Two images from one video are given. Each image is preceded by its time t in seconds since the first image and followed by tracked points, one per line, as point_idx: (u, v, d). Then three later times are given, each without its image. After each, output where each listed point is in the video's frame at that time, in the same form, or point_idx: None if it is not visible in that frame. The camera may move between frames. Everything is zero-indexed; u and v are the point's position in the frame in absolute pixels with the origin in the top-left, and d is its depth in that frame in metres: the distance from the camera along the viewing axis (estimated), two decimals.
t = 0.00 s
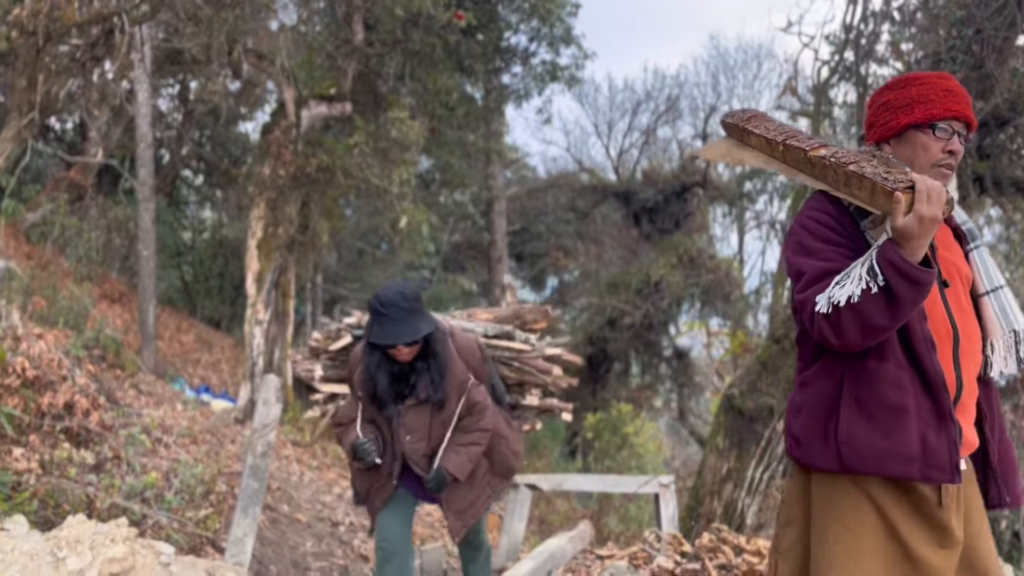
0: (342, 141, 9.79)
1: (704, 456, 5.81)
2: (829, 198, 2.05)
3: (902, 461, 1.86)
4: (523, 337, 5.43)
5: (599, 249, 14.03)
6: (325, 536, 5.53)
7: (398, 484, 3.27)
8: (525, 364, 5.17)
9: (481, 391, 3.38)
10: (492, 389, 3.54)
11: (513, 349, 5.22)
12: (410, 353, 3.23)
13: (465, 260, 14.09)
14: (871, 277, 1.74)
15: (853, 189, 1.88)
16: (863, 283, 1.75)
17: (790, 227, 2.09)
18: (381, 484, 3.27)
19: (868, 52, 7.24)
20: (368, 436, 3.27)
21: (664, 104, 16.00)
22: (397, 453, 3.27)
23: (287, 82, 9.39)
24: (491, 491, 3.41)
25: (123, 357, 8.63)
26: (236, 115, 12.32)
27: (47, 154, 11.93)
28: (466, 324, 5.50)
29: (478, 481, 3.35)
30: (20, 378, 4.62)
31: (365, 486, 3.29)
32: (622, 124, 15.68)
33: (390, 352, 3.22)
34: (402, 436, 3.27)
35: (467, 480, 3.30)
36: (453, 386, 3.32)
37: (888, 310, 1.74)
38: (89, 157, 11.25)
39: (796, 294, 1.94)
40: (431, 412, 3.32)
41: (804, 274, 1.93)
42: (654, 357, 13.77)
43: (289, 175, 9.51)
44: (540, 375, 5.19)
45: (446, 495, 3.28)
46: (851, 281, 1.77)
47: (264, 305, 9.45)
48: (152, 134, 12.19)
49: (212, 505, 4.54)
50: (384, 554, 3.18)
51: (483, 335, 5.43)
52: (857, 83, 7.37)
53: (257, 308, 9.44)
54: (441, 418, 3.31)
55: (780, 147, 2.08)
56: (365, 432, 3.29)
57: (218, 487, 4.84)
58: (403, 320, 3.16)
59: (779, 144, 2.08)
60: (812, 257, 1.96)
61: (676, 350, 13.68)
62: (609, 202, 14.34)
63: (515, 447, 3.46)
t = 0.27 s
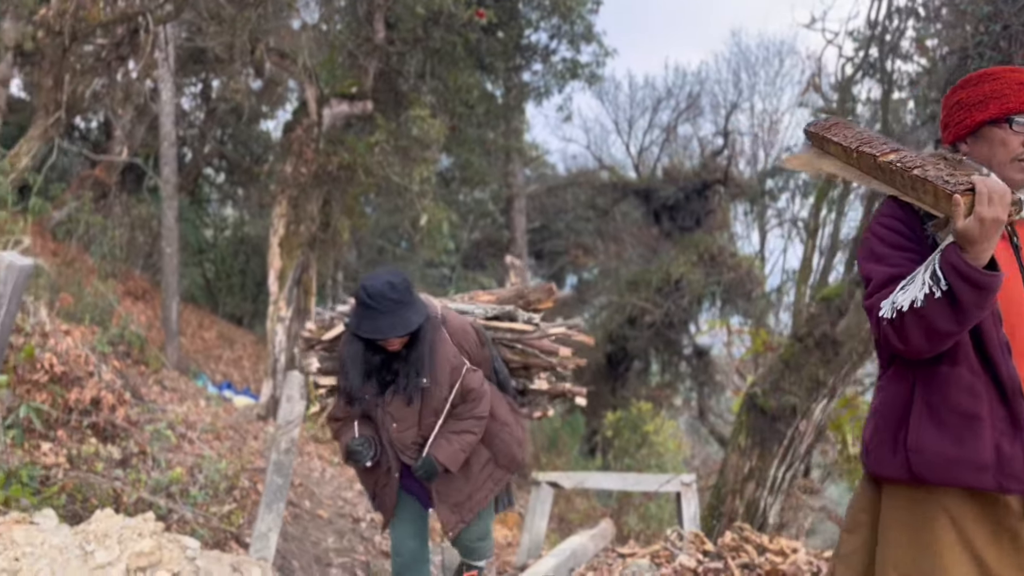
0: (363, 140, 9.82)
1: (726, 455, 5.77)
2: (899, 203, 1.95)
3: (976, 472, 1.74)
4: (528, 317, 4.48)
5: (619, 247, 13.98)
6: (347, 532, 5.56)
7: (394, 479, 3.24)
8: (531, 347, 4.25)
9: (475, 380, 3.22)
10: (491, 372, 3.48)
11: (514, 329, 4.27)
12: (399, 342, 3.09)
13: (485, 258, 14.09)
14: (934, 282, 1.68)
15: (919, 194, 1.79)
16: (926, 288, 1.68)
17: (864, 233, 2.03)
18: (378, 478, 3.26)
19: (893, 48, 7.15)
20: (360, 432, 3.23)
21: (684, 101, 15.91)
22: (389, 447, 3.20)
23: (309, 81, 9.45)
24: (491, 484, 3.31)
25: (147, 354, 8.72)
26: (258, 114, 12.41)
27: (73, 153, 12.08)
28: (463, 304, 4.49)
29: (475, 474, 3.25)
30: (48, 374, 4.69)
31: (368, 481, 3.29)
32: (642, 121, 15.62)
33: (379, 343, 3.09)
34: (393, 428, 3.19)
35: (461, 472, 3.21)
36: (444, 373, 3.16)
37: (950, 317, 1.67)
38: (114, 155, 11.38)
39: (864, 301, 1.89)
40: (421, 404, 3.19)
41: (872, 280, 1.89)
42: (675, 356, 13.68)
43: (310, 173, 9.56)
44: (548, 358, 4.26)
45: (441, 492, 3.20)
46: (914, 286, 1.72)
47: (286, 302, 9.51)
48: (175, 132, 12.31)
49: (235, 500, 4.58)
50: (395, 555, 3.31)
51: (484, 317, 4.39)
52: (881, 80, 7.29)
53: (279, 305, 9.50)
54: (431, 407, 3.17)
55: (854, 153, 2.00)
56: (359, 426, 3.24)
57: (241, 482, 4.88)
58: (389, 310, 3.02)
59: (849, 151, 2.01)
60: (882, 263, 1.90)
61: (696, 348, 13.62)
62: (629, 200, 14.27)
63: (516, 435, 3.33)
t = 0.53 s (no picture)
0: (385, 138, 9.86)
1: (748, 453, 5.74)
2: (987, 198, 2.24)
3: None
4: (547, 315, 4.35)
5: (639, 245, 13.92)
6: (369, 527, 5.59)
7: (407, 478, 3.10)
8: (548, 348, 4.14)
9: (488, 377, 3.04)
10: (506, 372, 3.25)
11: (532, 329, 4.17)
12: (413, 338, 2.94)
13: (505, 256, 14.10)
14: None
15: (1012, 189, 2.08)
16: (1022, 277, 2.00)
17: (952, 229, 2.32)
18: (392, 476, 3.12)
19: (918, 44, 7.07)
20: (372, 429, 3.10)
21: (706, 98, 15.81)
22: (401, 446, 3.06)
23: (332, 79, 9.52)
24: (505, 483, 3.07)
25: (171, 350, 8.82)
26: (280, 112, 12.51)
27: (99, 151, 12.23)
28: (480, 299, 4.39)
29: (489, 476, 3.05)
30: (76, 369, 4.76)
31: (382, 481, 3.14)
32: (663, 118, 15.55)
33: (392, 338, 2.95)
34: (402, 426, 3.03)
35: (472, 472, 3.01)
36: (455, 372, 2.99)
37: None
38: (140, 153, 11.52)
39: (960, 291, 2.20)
40: (431, 402, 3.02)
41: (966, 274, 2.20)
42: (696, 353, 13.59)
43: (333, 171, 9.61)
44: (566, 360, 4.16)
45: (453, 492, 3.02)
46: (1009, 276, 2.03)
47: (308, 298, 9.58)
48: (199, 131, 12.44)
49: (259, 495, 4.63)
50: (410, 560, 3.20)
51: (500, 313, 4.29)
52: (907, 76, 7.20)
53: (302, 302, 9.58)
54: (441, 407, 3.01)
55: (943, 154, 2.27)
56: (371, 424, 3.11)
57: (265, 477, 4.94)
58: (405, 304, 2.86)
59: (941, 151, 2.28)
60: (973, 256, 2.20)
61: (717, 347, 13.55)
62: (650, 197, 14.20)
63: (530, 433, 3.13)
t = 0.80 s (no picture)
0: (406, 135, 9.82)
1: (770, 450, 5.69)
2: None
3: None
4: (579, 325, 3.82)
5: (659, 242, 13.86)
6: (389, 522, 5.61)
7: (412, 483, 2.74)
8: (574, 360, 3.64)
9: (512, 382, 2.72)
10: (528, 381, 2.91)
11: (561, 338, 3.67)
12: (443, 332, 2.64)
13: (524, 253, 14.10)
14: None
15: None
16: None
17: None
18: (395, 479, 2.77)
19: (943, 39, 6.97)
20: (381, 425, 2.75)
21: (726, 95, 15.70)
22: (412, 446, 2.71)
23: (352, 77, 9.58)
24: (517, 503, 2.74)
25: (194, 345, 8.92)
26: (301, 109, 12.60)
27: (123, 149, 12.37)
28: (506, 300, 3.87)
29: (501, 492, 2.71)
30: (101, 364, 4.83)
31: (385, 483, 2.78)
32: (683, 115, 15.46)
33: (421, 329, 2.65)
34: (416, 425, 2.69)
35: (484, 486, 2.67)
36: (479, 372, 2.68)
37: None
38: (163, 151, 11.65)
39: None
40: (450, 403, 2.69)
41: None
42: (715, 351, 13.62)
43: (354, 168, 9.65)
44: (592, 377, 3.64)
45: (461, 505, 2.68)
46: None
47: (329, 295, 9.63)
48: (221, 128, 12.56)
49: (281, 489, 4.67)
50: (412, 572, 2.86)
51: (526, 319, 3.80)
52: (931, 71, 7.11)
53: (323, 298, 9.64)
54: (460, 408, 2.68)
55: None
56: (381, 418, 2.77)
57: (287, 472, 4.98)
58: (444, 295, 2.57)
59: None
60: None
61: (738, 344, 13.47)
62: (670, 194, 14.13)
63: (548, 451, 2.78)
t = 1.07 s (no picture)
0: (424, 132, 9.78)
1: (789, 449, 5.63)
2: None
3: None
4: (589, 314, 3.73)
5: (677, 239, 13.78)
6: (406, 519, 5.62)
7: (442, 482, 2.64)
8: (587, 349, 3.54)
9: (545, 372, 2.74)
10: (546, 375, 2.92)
11: (576, 327, 3.58)
12: (484, 321, 2.64)
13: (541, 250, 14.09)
14: None
15: None
16: None
17: None
18: (422, 479, 2.65)
19: (966, 34, 6.87)
20: (410, 422, 2.61)
21: (745, 91, 15.58)
22: (448, 442, 2.63)
23: (370, 74, 9.66)
24: (547, 496, 2.73)
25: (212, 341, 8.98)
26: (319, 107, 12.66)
27: (143, 146, 12.50)
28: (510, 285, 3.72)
29: (534, 484, 2.70)
30: (122, 359, 4.88)
31: (409, 484, 2.64)
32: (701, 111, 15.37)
33: (464, 318, 2.62)
34: (456, 421, 2.62)
35: (522, 480, 2.67)
36: (518, 363, 2.67)
37: None
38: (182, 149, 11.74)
39: None
40: (489, 395, 2.67)
41: None
42: (733, 349, 13.54)
43: (371, 165, 9.78)
44: (605, 365, 3.57)
45: (498, 499, 2.65)
46: None
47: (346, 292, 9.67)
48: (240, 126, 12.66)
49: (298, 485, 4.69)
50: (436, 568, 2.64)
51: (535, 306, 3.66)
52: (954, 66, 7.01)
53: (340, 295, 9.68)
54: (498, 400, 2.66)
55: None
56: (410, 415, 2.62)
57: (305, 468, 5.01)
58: (494, 280, 2.57)
59: None
60: None
61: (756, 342, 13.38)
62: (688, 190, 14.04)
63: (574, 441, 2.80)
